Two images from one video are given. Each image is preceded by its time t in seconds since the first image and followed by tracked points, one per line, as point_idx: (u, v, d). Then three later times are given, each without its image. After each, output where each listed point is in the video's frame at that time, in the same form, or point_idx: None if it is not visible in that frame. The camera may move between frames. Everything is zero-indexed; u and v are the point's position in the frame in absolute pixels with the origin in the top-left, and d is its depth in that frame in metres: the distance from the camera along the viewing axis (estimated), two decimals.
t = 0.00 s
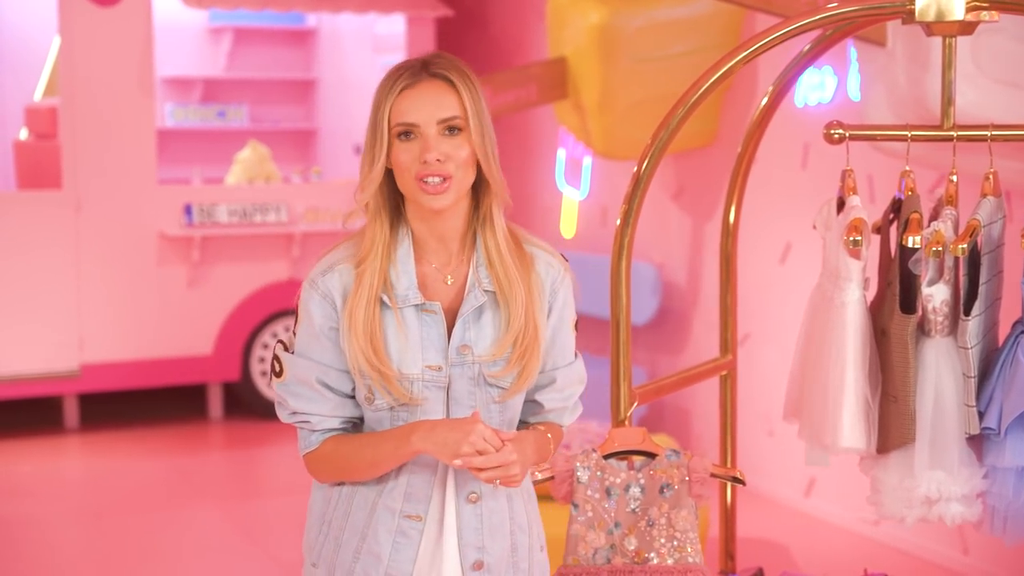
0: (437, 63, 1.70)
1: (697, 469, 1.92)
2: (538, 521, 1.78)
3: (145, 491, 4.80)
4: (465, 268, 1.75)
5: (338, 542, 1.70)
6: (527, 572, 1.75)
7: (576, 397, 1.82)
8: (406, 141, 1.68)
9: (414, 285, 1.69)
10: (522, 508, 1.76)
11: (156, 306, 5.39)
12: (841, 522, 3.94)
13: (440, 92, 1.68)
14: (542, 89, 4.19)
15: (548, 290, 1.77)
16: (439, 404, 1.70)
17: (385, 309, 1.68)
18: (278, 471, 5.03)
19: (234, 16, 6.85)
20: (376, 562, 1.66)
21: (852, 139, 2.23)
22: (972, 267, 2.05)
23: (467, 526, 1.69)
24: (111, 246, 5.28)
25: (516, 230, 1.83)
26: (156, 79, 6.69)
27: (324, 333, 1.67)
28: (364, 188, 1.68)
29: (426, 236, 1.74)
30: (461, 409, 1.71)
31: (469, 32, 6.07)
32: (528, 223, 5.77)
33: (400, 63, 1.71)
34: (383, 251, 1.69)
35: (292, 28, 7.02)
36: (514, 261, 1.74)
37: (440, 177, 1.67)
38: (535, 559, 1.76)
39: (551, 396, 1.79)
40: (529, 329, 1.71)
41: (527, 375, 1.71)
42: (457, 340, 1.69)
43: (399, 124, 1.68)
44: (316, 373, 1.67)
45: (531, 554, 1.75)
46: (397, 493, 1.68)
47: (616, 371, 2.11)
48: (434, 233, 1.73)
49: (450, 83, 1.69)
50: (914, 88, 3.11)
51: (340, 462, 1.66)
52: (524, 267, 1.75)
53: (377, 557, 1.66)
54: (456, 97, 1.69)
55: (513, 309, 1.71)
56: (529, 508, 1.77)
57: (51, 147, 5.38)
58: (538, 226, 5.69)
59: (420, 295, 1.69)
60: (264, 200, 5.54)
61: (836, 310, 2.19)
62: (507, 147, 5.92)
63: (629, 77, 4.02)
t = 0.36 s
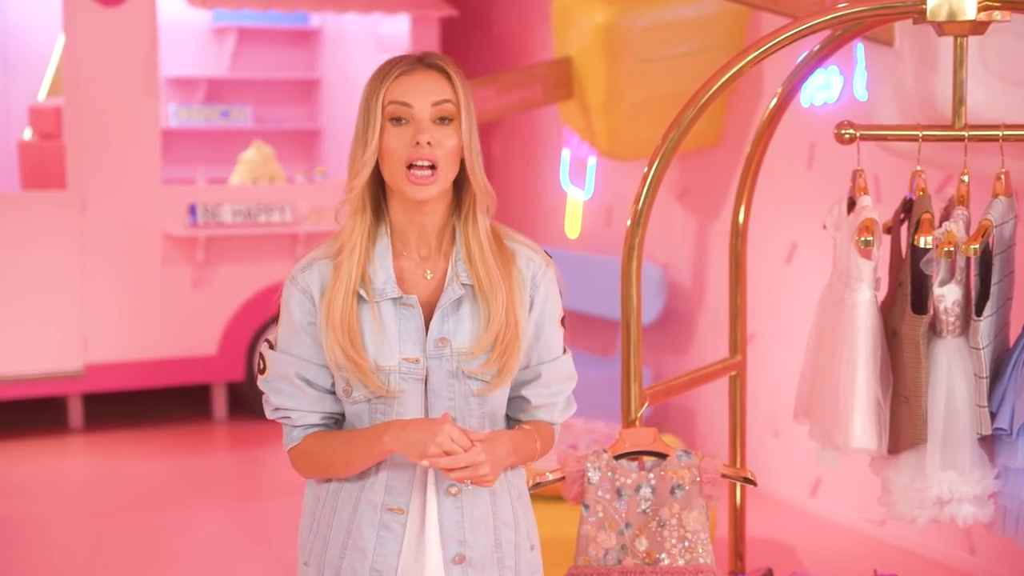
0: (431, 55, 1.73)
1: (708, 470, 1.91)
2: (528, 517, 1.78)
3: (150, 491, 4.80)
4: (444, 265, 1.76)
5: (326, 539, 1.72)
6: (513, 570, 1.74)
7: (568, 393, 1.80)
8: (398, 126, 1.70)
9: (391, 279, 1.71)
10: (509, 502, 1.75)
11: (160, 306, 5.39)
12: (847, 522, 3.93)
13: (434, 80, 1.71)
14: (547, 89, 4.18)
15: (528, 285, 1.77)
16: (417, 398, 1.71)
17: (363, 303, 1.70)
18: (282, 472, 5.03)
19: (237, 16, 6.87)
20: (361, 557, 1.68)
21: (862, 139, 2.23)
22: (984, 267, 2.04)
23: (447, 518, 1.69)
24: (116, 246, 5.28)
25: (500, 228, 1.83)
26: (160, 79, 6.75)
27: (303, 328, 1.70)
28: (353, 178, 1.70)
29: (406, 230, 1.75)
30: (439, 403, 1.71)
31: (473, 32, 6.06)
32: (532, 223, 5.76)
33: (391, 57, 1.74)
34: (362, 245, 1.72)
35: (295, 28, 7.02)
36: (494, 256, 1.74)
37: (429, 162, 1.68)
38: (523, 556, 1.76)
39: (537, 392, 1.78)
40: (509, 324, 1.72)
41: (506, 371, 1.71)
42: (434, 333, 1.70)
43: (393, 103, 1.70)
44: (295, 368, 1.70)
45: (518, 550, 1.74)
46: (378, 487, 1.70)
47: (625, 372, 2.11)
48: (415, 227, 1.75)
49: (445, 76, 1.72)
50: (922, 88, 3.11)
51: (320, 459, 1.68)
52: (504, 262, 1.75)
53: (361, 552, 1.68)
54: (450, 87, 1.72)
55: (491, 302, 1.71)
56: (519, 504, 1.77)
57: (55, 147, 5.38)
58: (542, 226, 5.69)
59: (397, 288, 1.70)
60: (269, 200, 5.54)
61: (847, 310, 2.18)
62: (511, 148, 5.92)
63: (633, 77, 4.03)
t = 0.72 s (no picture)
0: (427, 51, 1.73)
1: (718, 470, 1.90)
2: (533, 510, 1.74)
3: (152, 491, 4.80)
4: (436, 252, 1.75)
5: (329, 535, 1.72)
6: (513, 565, 1.70)
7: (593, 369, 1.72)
8: (402, 120, 1.70)
9: (379, 267, 1.72)
10: (510, 492, 1.71)
11: (163, 306, 5.39)
12: (850, 523, 3.93)
13: (433, 74, 1.71)
14: (550, 89, 4.18)
15: (521, 264, 1.74)
16: (407, 384, 1.70)
17: (351, 291, 1.71)
18: (285, 472, 5.02)
19: (239, 16, 6.87)
20: (364, 549, 1.67)
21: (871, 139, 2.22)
22: (994, 269, 2.04)
23: (442, 504, 1.67)
24: (118, 247, 5.28)
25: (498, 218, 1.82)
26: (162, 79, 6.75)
27: (295, 322, 1.72)
28: (346, 171, 1.71)
29: (400, 219, 1.75)
30: (430, 389, 1.70)
31: (475, 32, 6.07)
32: (534, 223, 5.77)
33: (387, 54, 1.75)
34: (352, 237, 1.73)
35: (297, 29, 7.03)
36: (484, 237, 1.73)
37: (436, 155, 1.68)
38: (525, 550, 1.71)
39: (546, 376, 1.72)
40: (497, 303, 1.70)
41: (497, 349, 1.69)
42: (425, 316, 1.70)
43: (397, 97, 1.70)
44: (285, 362, 1.72)
45: (517, 542, 1.70)
46: (374, 477, 1.69)
47: (636, 373, 2.10)
48: (409, 217, 1.75)
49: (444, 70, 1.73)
50: (928, 88, 3.11)
51: (307, 455, 1.68)
52: (495, 244, 1.73)
53: (364, 544, 1.67)
54: (447, 81, 1.73)
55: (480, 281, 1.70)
56: (523, 495, 1.73)
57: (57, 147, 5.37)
58: (545, 226, 5.69)
59: (385, 276, 1.71)
60: (271, 201, 5.54)
61: (857, 311, 2.18)
62: (513, 148, 5.92)
63: (638, 77, 4.02)
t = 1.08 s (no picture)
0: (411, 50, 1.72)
1: (716, 470, 1.91)
2: (531, 515, 1.72)
3: (143, 491, 4.79)
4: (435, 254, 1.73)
5: (322, 538, 1.70)
6: (508, 570, 1.68)
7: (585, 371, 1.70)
8: (387, 121, 1.69)
9: (376, 269, 1.70)
10: (506, 499, 1.69)
11: (153, 307, 5.38)
12: (842, 523, 3.93)
13: (416, 74, 1.69)
14: (543, 90, 4.18)
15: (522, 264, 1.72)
16: (404, 387, 1.68)
17: (348, 293, 1.70)
18: (278, 472, 5.02)
19: (229, 16, 6.87)
20: (356, 552, 1.66)
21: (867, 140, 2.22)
22: (992, 269, 2.04)
23: (437, 508, 1.65)
24: (109, 247, 5.27)
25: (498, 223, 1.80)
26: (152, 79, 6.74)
27: (291, 325, 1.71)
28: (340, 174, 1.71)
29: (398, 221, 1.74)
30: (428, 392, 1.67)
31: (466, 32, 6.07)
32: (526, 223, 5.77)
33: (375, 56, 1.74)
34: (348, 242, 1.72)
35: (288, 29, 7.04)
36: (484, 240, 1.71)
37: (423, 151, 1.66)
38: (520, 556, 1.69)
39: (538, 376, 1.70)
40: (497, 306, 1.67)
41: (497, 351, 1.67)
42: (423, 319, 1.68)
43: (382, 101, 1.69)
44: (276, 366, 1.71)
45: (514, 548, 1.68)
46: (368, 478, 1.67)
47: (634, 373, 2.10)
48: (407, 219, 1.73)
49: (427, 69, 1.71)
50: (922, 88, 3.11)
51: (291, 455, 1.69)
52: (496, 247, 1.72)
53: (356, 547, 1.66)
54: (433, 80, 1.71)
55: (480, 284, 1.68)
56: (518, 501, 1.70)
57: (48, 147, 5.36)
58: (536, 226, 5.69)
59: (382, 278, 1.70)
60: (262, 201, 5.53)
61: (855, 311, 2.18)
62: (504, 148, 5.92)
63: (631, 77, 4.02)
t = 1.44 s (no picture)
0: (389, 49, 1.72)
1: (703, 470, 1.89)
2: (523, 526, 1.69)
3: (123, 493, 4.77)
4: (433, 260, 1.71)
5: (310, 543, 1.68)
6: None
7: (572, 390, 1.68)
8: (369, 121, 1.68)
9: (372, 276, 1.68)
10: (497, 510, 1.66)
11: (132, 307, 5.36)
12: (824, 521, 3.94)
13: (392, 71, 1.69)
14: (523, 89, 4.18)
15: (518, 274, 1.69)
16: (399, 397, 1.64)
17: (343, 300, 1.67)
18: (258, 473, 5.00)
19: (208, 15, 6.85)
20: (343, 561, 1.63)
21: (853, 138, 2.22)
22: (977, 268, 2.03)
23: (428, 520, 1.63)
24: (87, 247, 5.25)
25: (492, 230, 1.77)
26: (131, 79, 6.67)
27: (284, 330, 1.69)
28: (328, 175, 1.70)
29: (394, 226, 1.71)
30: (422, 404, 1.64)
31: (445, 32, 6.07)
32: (506, 223, 5.77)
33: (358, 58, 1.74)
34: (341, 246, 1.70)
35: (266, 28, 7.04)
36: (481, 248, 1.68)
37: (406, 147, 1.64)
38: (510, 567, 1.66)
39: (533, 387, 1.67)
40: (493, 315, 1.65)
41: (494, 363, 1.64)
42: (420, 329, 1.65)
43: (359, 101, 1.68)
44: (268, 370, 1.69)
45: (504, 560, 1.65)
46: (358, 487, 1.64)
47: (620, 370, 2.11)
48: (402, 223, 1.71)
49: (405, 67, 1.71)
50: (903, 88, 3.12)
51: (283, 460, 1.67)
52: (492, 255, 1.69)
53: (344, 556, 1.63)
54: (412, 79, 1.70)
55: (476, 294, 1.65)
56: (507, 511, 1.68)
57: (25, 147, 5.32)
58: (516, 226, 5.69)
59: (378, 286, 1.67)
60: (241, 201, 5.53)
61: (841, 310, 2.18)
62: (484, 147, 5.92)
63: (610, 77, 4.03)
